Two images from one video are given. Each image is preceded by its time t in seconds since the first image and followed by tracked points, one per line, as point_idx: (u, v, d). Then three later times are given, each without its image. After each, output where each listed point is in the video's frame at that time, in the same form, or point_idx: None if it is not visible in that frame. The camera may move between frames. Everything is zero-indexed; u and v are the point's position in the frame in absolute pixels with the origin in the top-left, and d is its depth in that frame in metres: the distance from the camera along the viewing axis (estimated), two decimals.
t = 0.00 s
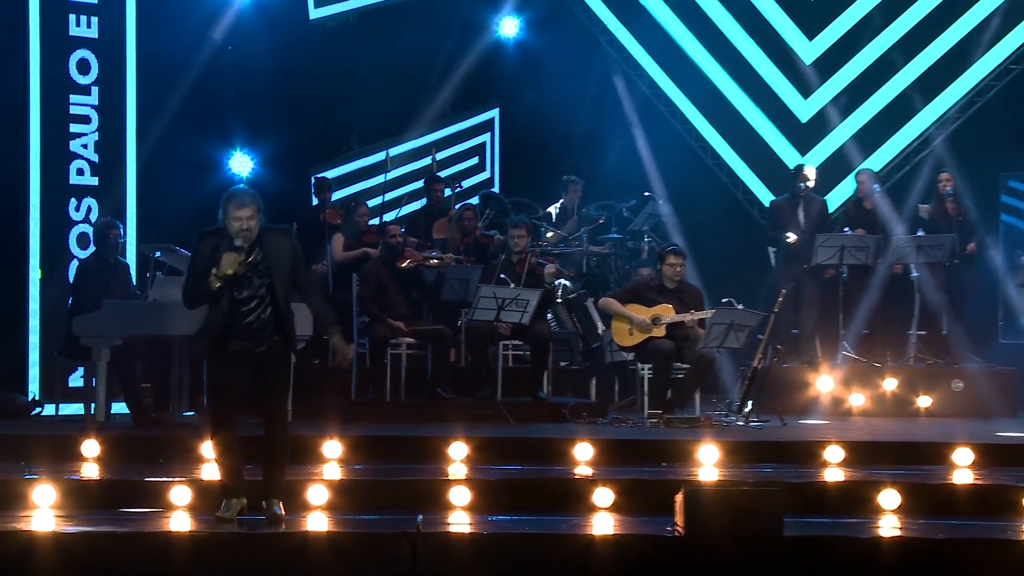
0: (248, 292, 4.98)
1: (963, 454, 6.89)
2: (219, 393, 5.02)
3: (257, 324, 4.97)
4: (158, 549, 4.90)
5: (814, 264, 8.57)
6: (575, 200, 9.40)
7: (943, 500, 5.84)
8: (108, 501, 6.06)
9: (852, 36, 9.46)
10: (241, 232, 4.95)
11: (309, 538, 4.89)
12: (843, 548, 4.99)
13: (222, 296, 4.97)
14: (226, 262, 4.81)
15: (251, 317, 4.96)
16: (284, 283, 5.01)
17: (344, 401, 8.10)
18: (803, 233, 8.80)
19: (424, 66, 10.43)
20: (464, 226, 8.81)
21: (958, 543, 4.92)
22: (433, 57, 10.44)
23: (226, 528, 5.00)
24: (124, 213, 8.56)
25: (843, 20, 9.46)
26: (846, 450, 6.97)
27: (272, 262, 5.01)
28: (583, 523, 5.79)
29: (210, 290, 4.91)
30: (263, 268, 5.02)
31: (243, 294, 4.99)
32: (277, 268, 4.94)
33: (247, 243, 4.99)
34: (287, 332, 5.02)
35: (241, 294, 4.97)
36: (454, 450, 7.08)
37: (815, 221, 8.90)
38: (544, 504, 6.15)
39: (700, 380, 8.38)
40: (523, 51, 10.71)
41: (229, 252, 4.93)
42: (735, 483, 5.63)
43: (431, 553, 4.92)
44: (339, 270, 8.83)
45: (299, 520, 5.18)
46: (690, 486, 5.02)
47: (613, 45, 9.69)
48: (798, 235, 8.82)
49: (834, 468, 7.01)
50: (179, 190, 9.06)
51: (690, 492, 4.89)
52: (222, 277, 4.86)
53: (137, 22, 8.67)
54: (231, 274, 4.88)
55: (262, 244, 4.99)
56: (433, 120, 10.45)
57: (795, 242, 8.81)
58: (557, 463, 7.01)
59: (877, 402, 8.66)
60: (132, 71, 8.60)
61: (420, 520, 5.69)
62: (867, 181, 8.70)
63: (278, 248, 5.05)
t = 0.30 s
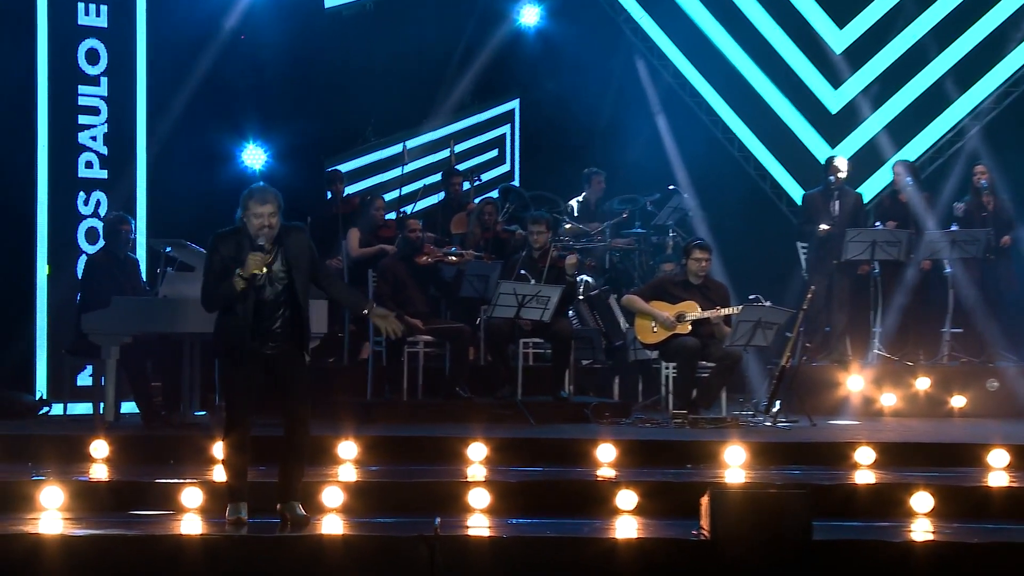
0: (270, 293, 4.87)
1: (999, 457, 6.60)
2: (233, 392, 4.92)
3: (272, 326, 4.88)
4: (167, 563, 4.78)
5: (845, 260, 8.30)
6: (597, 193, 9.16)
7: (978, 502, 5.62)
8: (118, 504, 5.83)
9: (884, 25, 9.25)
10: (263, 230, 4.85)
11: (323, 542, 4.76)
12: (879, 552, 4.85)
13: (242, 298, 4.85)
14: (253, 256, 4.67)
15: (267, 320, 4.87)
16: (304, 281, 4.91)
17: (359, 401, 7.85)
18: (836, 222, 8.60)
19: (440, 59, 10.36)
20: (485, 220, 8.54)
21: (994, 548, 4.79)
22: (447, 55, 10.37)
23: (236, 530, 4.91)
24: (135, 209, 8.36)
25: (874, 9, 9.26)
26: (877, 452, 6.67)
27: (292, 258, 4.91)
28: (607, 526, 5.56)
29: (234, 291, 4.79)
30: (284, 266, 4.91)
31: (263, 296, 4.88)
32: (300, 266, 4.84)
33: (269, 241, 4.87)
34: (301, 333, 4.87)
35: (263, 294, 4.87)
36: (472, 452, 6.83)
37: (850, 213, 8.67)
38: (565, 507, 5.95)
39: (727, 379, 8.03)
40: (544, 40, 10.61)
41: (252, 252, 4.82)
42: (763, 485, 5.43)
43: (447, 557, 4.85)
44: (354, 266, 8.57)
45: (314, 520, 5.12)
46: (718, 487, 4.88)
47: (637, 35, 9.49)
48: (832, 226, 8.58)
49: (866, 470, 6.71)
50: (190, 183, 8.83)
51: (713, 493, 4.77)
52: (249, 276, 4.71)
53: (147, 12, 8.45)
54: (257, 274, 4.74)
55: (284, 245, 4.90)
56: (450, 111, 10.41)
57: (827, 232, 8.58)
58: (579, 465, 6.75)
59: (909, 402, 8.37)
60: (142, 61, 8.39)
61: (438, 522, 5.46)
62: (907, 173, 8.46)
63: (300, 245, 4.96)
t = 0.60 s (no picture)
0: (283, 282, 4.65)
1: None
2: (247, 390, 4.70)
3: (280, 317, 4.66)
4: (177, 565, 4.65)
5: (873, 256, 8.04)
6: (619, 187, 8.96)
7: (1014, 505, 5.41)
8: (126, 507, 5.60)
9: (914, 12, 9.10)
10: (281, 214, 4.65)
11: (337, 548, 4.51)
12: (911, 558, 4.66)
13: (256, 285, 4.64)
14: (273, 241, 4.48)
15: (276, 310, 4.65)
16: (320, 269, 4.73)
17: (373, 401, 7.61)
18: (863, 219, 8.38)
19: (456, 51, 10.10)
20: (504, 215, 8.33)
21: None
22: (463, 45, 10.11)
23: (248, 535, 4.76)
24: (142, 203, 8.11)
25: None
26: (906, 453, 6.42)
27: (308, 245, 4.72)
28: (629, 531, 5.32)
29: (249, 276, 4.58)
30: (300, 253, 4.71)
31: (277, 284, 4.66)
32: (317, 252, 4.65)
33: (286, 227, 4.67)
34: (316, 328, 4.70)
35: (276, 283, 4.64)
36: (489, 454, 6.56)
37: (878, 208, 8.43)
38: (586, 511, 5.70)
39: (751, 378, 7.75)
40: (563, 28, 10.18)
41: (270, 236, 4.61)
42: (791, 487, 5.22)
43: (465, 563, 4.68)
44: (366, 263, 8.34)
45: (330, 523, 4.94)
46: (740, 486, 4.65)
47: (660, 23, 9.25)
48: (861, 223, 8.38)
49: (894, 472, 6.46)
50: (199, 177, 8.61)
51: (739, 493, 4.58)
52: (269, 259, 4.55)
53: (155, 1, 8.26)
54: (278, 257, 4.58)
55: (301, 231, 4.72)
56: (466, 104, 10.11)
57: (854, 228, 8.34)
58: (601, 468, 6.48)
59: (940, 403, 8.11)
60: (149, 52, 8.17)
61: (455, 527, 5.25)
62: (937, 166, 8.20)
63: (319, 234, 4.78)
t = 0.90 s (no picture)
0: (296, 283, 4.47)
1: None
2: (252, 388, 4.49)
3: (287, 315, 4.46)
4: (181, 563, 4.48)
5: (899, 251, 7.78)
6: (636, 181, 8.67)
7: None
8: (127, 510, 5.36)
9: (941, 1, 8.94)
10: (294, 212, 4.45)
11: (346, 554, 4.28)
12: (938, 562, 4.48)
13: (267, 288, 4.42)
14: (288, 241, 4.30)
15: (283, 310, 4.44)
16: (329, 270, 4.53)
17: (382, 400, 7.36)
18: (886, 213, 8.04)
19: (469, 38, 9.73)
20: (517, 208, 8.07)
21: None
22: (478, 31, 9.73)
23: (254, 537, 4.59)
24: (146, 196, 7.96)
25: None
26: (933, 454, 6.16)
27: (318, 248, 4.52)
28: (645, 535, 5.08)
29: (260, 278, 4.38)
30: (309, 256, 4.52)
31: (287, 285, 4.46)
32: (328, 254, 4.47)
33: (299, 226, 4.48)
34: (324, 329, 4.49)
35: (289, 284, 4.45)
36: (502, 454, 6.29)
37: (898, 203, 8.13)
38: (601, 514, 5.46)
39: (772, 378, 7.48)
40: (579, 15, 9.86)
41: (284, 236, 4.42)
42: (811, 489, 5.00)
43: (477, 565, 4.50)
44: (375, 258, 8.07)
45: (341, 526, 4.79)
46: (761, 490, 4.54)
47: (677, 10, 9.10)
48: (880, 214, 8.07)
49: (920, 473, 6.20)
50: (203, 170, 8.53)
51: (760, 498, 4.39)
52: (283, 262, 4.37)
53: None
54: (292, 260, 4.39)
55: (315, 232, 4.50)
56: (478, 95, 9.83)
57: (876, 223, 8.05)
58: (617, 470, 6.22)
59: (967, 403, 7.83)
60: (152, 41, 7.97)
61: (465, 530, 5.03)
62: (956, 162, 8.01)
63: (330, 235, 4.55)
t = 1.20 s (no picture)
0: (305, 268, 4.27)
1: None
2: (258, 383, 4.25)
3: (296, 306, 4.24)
4: (187, 565, 4.26)
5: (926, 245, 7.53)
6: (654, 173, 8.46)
7: None
8: (132, 511, 5.13)
9: None
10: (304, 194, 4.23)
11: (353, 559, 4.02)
12: (963, 564, 4.26)
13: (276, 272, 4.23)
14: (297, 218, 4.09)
15: (292, 301, 4.23)
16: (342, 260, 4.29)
17: (392, 398, 7.11)
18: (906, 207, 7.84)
19: (481, 28, 9.57)
20: (531, 200, 7.94)
21: None
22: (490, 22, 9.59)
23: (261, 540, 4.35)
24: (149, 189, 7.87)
25: None
26: (962, 455, 5.86)
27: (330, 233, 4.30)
28: (665, 538, 4.83)
29: (268, 255, 4.20)
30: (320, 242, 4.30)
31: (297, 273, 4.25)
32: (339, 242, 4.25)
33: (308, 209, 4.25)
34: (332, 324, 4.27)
35: (298, 269, 4.25)
36: (516, 454, 6.01)
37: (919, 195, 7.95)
38: (618, 515, 5.22)
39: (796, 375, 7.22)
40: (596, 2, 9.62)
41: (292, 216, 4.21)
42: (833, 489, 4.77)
43: (491, 568, 4.27)
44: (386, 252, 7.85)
45: (349, 527, 4.55)
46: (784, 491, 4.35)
47: None
48: (900, 211, 7.88)
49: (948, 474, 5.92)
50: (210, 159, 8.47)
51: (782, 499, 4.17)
52: (291, 237, 4.16)
53: None
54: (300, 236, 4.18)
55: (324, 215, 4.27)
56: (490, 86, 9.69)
57: (896, 221, 7.83)
58: (635, 470, 5.96)
59: (997, 401, 7.53)
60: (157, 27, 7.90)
61: (478, 533, 4.77)
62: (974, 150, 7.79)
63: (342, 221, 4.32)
